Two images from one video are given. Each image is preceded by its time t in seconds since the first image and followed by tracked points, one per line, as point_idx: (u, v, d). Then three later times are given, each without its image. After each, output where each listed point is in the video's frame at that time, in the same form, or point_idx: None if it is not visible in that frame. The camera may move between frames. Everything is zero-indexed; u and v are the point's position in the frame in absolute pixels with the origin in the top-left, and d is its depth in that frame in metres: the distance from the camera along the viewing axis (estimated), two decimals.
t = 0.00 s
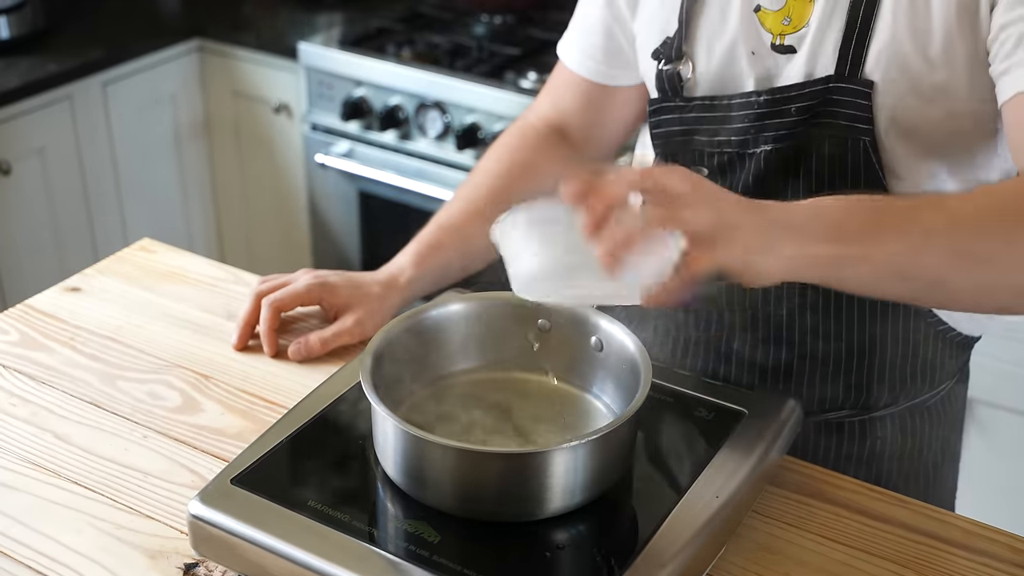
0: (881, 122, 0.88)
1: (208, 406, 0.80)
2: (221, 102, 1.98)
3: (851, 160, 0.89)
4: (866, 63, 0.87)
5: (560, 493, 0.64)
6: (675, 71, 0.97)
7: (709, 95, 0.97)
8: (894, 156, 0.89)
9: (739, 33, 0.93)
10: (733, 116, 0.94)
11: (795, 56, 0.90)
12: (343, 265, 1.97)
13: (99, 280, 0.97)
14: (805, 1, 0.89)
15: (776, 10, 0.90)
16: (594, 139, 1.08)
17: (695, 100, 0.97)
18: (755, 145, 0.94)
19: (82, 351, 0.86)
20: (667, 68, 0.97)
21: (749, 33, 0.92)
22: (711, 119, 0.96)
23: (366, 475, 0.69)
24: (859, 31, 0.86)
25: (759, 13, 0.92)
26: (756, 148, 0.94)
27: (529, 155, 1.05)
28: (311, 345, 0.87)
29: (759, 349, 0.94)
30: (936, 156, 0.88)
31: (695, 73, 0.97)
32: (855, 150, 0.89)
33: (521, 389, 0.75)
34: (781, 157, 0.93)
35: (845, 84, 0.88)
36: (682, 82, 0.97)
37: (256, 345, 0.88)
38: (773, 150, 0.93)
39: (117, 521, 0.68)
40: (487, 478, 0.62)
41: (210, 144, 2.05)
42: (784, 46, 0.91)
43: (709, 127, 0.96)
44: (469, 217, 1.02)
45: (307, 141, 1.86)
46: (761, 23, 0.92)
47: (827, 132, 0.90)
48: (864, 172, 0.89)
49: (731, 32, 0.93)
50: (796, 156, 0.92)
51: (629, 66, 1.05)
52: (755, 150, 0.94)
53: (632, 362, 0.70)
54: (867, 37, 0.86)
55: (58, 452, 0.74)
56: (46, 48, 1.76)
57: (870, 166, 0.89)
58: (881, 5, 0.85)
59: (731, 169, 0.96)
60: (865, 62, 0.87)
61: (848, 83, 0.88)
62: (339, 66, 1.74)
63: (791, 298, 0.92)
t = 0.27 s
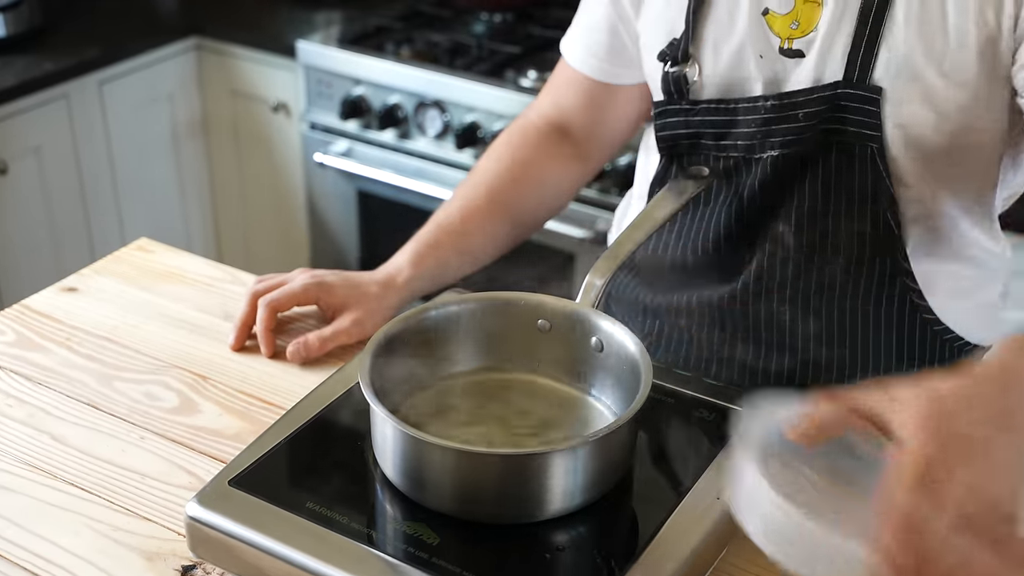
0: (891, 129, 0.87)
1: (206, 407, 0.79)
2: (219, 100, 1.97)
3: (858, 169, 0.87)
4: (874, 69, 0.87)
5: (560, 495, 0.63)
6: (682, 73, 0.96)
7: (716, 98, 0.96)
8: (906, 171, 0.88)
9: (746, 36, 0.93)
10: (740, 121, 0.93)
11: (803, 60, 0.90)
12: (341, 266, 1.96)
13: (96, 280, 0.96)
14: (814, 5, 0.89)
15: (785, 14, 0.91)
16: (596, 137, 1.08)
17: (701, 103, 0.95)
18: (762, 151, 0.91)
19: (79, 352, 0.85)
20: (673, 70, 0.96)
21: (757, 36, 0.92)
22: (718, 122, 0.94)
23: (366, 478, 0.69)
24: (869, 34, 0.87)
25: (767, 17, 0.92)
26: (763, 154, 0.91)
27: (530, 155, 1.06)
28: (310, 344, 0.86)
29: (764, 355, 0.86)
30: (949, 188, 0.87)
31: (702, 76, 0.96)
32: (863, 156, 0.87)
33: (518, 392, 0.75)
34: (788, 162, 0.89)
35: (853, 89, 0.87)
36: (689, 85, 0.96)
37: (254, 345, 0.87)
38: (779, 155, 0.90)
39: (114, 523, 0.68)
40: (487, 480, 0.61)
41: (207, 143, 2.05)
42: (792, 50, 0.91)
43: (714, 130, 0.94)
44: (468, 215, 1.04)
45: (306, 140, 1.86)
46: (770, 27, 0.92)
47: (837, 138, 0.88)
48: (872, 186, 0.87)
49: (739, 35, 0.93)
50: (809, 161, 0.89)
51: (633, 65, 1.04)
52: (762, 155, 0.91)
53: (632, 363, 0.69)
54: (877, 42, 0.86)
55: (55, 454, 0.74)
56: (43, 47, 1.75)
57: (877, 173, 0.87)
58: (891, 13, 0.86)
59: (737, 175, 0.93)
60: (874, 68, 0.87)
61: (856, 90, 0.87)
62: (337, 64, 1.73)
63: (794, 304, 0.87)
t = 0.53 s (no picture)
0: (885, 120, 0.86)
1: (204, 409, 0.79)
2: (217, 100, 1.97)
3: (857, 160, 0.87)
4: (869, 63, 0.86)
5: (561, 497, 0.63)
6: (680, 72, 0.95)
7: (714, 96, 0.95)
8: (903, 161, 0.87)
9: (741, 34, 0.91)
10: (737, 119, 0.92)
11: (798, 56, 0.89)
12: (341, 266, 1.96)
13: (93, 281, 0.96)
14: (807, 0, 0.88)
15: (779, 11, 0.89)
16: (600, 143, 1.07)
17: (698, 102, 0.94)
18: (759, 147, 0.91)
19: (76, 353, 0.85)
20: (672, 70, 0.96)
21: (752, 33, 0.91)
22: (715, 121, 0.94)
23: (366, 480, 0.68)
24: (861, 27, 0.85)
25: (761, 13, 0.91)
26: (760, 151, 0.91)
27: (533, 159, 1.05)
28: (309, 347, 0.86)
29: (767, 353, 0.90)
30: (944, 173, 0.86)
31: (700, 75, 0.95)
32: (861, 150, 0.87)
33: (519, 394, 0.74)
34: (787, 156, 0.90)
35: (849, 84, 0.86)
36: (688, 83, 0.96)
37: (253, 346, 0.87)
38: (778, 150, 0.90)
39: (112, 526, 0.67)
40: (487, 482, 0.61)
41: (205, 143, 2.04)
42: (787, 47, 0.90)
43: (712, 129, 0.94)
44: (472, 220, 1.03)
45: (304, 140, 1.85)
46: (764, 23, 0.91)
47: (835, 132, 0.88)
48: (870, 177, 0.86)
49: (735, 32, 0.92)
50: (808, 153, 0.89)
51: (636, 67, 1.04)
52: (760, 151, 0.91)
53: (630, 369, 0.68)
54: (870, 35, 0.85)
55: (52, 456, 0.73)
56: (40, 46, 1.75)
57: (877, 165, 0.86)
58: (882, 7, 0.84)
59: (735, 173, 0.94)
60: (869, 62, 0.86)
61: (852, 84, 0.86)
62: (335, 64, 1.72)
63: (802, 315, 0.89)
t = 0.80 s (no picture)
0: (877, 115, 0.85)
1: (202, 409, 0.78)
2: (214, 99, 1.96)
3: (851, 156, 0.86)
4: (860, 58, 0.85)
5: (562, 498, 0.62)
6: (674, 70, 0.95)
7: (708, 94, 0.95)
8: (897, 154, 0.86)
9: (733, 31, 0.91)
10: (730, 117, 0.92)
11: (790, 53, 0.89)
12: (339, 266, 1.95)
13: (90, 281, 0.95)
14: None
15: (771, 7, 0.89)
16: (598, 143, 1.07)
17: (692, 100, 0.94)
18: (753, 145, 0.91)
19: (73, 354, 0.84)
20: (665, 68, 0.95)
21: (744, 30, 0.91)
22: (708, 119, 0.93)
23: (365, 481, 0.68)
24: (852, 22, 0.84)
25: (753, 11, 0.90)
26: (754, 148, 0.91)
27: (531, 160, 1.05)
28: (308, 347, 0.85)
29: (764, 352, 0.89)
30: (941, 157, 0.85)
31: (693, 73, 0.95)
32: (854, 146, 0.86)
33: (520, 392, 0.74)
34: (781, 153, 0.89)
35: (841, 80, 0.85)
36: (681, 81, 0.95)
37: (251, 347, 0.86)
38: (772, 147, 0.89)
39: (110, 527, 0.67)
40: (487, 483, 0.60)
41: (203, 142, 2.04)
42: (780, 43, 0.89)
43: (706, 127, 0.93)
44: (470, 221, 1.02)
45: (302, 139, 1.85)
46: (756, 21, 0.90)
47: (828, 128, 0.87)
48: (864, 170, 0.86)
49: (727, 30, 0.91)
50: (800, 152, 0.89)
51: (631, 67, 1.03)
52: (754, 149, 0.91)
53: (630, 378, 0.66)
54: (861, 29, 0.84)
55: (48, 457, 0.73)
56: (36, 44, 1.74)
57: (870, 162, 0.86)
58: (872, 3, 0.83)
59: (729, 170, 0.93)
60: (861, 56, 0.85)
61: (844, 79, 0.85)
62: (333, 62, 1.72)
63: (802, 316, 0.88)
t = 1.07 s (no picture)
0: (876, 110, 0.85)
1: (199, 410, 0.78)
2: (213, 98, 1.96)
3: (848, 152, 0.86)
4: (857, 53, 0.84)
5: (562, 499, 0.62)
6: (671, 67, 0.94)
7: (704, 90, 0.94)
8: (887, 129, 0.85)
9: (730, 26, 0.91)
10: (727, 113, 0.91)
11: (787, 48, 0.88)
12: (339, 266, 1.94)
13: (88, 281, 0.95)
14: None
15: (766, 3, 0.88)
16: (596, 143, 1.06)
17: (689, 97, 0.93)
18: (749, 140, 0.90)
19: (71, 354, 0.84)
20: (662, 64, 0.95)
21: (741, 25, 0.90)
22: (705, 115, 0.92)
23: (364, 482, 0.67)
24: (848, 16, 0.84)
25: (749, 6, 0.90)
26: (751, 144, 0.90)
27: (531, 160, 1.03)
28: (307, 347, 0.85)
29: (762, 350, 0.89)
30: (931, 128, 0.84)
31: (690, 69, 0.94)
32: (852, 141, 0.86)
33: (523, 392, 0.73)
34: (779, 150, 0.89)
35: (838, 75, 0.85)
36: (679, 78, 0.95)
37: (250, 347, 0.86)
38: (769, 143, 0.89)
39: (107, 529, 0.66)
40: (486, 484, 0.60)
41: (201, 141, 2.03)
42: (776, 39, 0.89)
43: (703, 123, 0.93)
44: (468, 221, 1.00)
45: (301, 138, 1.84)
46: (752, 16, 0.90)
47: (824, 124, 0.87)
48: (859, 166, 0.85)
49: (724, 25, 0.91)
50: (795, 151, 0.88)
51: (629, 65, 1.03)
52: (750, 144, 0.90)
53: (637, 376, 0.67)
54: (858, 23, 0.84)
55: (45, 458, 0.72)
56: (34, 42, 1.74)
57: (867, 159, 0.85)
58: None
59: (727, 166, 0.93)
60: (857, 51, 0.84)
61: (841, 74, 0.85)
62: (332, 61, 1.72)
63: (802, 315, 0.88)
